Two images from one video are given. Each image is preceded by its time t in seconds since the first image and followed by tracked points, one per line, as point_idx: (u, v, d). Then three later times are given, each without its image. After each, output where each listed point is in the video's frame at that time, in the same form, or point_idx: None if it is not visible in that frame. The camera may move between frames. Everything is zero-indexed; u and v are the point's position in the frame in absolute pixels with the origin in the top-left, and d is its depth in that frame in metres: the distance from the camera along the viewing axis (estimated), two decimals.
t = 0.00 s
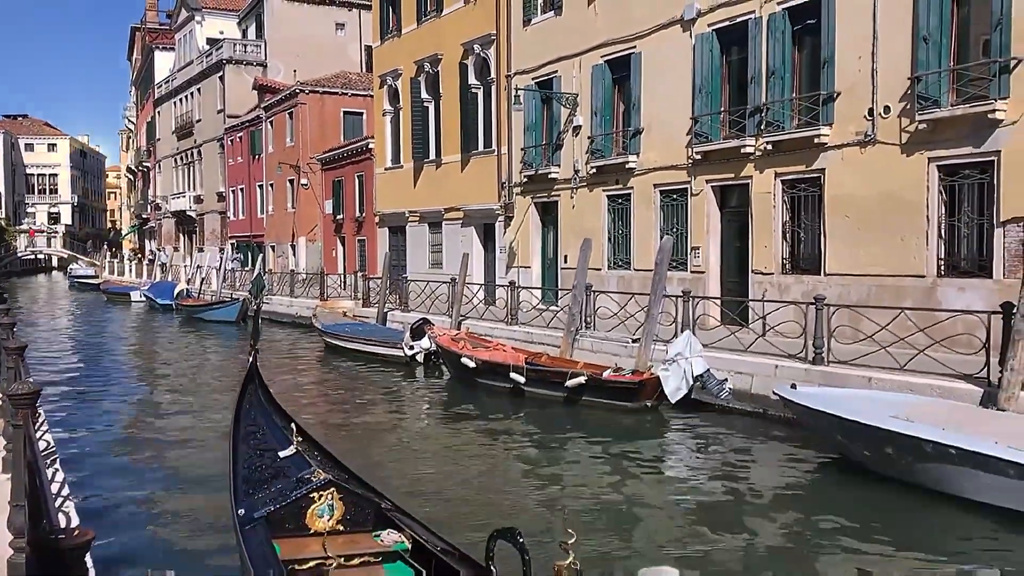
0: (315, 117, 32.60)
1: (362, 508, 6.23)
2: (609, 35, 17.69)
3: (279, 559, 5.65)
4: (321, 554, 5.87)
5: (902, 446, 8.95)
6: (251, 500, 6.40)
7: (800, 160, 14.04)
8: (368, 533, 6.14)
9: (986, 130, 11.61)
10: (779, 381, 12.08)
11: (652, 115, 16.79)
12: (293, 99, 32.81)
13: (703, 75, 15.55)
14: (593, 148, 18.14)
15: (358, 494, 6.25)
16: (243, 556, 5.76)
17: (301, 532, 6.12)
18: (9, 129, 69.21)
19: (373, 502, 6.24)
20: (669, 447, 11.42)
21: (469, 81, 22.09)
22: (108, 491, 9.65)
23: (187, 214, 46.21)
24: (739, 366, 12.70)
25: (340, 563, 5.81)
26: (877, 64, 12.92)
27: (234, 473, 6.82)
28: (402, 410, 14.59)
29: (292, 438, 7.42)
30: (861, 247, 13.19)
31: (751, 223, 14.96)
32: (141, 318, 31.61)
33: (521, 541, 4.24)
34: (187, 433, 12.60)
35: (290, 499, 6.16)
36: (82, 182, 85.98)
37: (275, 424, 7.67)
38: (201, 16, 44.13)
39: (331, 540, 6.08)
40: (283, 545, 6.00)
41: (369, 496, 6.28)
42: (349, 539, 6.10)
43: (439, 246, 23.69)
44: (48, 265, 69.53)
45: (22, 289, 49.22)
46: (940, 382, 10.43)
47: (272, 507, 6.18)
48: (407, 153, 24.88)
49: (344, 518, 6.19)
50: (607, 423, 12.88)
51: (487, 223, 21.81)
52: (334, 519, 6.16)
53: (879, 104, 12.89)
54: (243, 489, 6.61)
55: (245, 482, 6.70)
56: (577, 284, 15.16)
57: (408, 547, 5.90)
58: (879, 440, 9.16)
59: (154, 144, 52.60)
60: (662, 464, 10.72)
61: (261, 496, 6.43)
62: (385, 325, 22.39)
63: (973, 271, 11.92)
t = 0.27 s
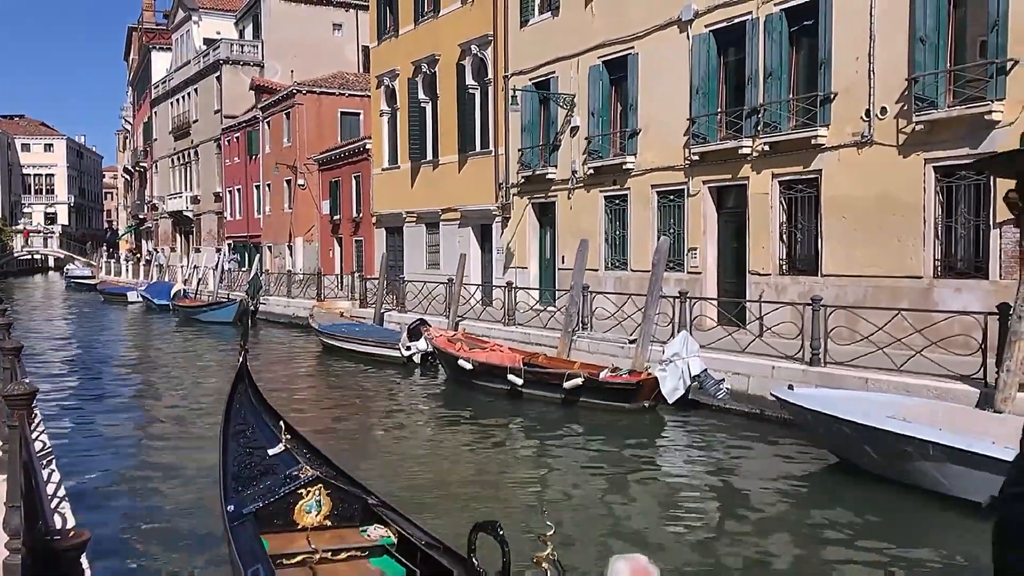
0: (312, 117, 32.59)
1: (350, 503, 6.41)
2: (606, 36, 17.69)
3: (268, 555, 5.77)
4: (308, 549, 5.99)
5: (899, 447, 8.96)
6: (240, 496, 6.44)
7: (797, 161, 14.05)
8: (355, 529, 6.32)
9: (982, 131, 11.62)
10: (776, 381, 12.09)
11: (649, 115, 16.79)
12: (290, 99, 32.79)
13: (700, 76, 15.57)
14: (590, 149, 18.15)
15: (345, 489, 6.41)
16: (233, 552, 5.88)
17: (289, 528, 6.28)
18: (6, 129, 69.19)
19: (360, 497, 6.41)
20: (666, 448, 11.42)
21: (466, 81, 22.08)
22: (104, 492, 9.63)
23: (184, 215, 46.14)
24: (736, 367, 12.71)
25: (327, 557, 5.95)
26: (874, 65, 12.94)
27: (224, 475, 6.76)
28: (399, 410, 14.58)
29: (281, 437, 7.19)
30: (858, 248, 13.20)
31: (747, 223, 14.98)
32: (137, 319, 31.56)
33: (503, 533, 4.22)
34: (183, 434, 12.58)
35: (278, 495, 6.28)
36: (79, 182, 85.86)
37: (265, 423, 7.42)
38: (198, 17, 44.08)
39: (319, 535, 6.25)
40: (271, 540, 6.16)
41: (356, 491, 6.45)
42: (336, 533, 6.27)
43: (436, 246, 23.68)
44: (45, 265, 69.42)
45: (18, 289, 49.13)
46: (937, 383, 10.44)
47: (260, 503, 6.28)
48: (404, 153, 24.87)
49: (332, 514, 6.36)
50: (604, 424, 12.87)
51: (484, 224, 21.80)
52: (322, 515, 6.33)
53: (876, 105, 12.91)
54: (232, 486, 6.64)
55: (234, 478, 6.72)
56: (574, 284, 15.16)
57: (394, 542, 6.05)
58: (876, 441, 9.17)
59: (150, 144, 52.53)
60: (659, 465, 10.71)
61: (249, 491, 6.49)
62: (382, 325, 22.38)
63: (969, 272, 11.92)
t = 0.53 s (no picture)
0: (310, 117, 32.56)
1: (338, 496, 6.43)
2: (604, 36, 17.70)
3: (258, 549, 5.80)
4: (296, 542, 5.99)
5: (901, 447, 8.96)
6: (230, 491, 6.46)
7: (796, 161, 14.05)
8: (344, 523, 6.37)
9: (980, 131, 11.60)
10: (774, 381, 12.08)
11: (647, 115, 16.79)
12: (289, 99, 32.78)
13: (699, 76, 15.58)
14: (588, 149, 18.16)
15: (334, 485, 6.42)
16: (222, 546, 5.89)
17: (279, 522, 6.27)
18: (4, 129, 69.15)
19: (348, 492, 6.45)
20: (664, 448, 11.41)
21: (464, 81, 22.08)
22: (101, 492, 9.62)
23: (182, 215, 46.12)
24: (735, 366, 12.70)
25: (316, 550, 5.99)
26: (872, 66, 12.92)
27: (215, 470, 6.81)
28: (397, 411, 14.57)
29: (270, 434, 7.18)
30: (857, 247, 13.18)
31: (745, 224, 14.99)
32: (135, 319, 31.53)
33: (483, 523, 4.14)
34: (180, 434, 12.56)
35: (268, 490, 6.26)
36: (77, 182, 85.79)
37: (257, 421, 7.46)
38: (196, 16, 44.05)
39: (309, 529, 6.27)
40: (261, 534, 6.12)
41: (344, 486, 6.48)
42: (325, 527, 6.32)
43: (435, 246, 23.66)
44: (42, 265, 69.34)
45: (16, 289, 49.11)
46: (934, 383, 10.45)
47: (249, 498, 6.27)
48: (403, 153, 24.87)
49: (320, 508, 6.39)
50: (603, 424, 12.86)
51: (482, 223, 21.80)
52: (311, 509, 6.36)
53: (874, 105, 12.91)
54: (223, 483, 6.64)
55: (224, 475, 6.73)
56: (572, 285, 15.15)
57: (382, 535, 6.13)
58: (875, 442, 9.17)
59: (148, 144, 52.56)
60: (658, 465, 10.71)
61: (240, 487, 6.46)
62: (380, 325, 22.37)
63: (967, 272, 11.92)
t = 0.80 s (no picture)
0: (310, 116, 32.56)
1: (326, 489, 6.71)
2: (603, 35, 17.70)
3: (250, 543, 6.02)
4: (284, 534, 6.23)
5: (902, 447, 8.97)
6: (222, 485, 6.69)
7: (794, 160, 14.06)
8: (333, 514, 6.64)
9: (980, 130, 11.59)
10: (774, 381, 12.09)
11: (646, 114, 16.80)
12: (288, 98, 32.78)
13: (698, 76, 15.58)
14: (587, 148, 18.17)
15: (322, 478, 6.70)
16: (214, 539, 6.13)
17: (269, 514, 6.53)
18: (3, 128, 69.05)
19: (337, 483, 6.72)
20: (663, 447, 11.44)
21: (464, 80, 22.08)
22: (100, 491, 9.62)
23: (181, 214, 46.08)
24: (734, 365, 12.71)
25: (306, 541, 6.24)
26: (871, 65, 12.90)
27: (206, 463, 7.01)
28: (396, 410, 14.57)
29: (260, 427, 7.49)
30: (856, 247, 13.17)
31: (744, 224, 15.00)
32: (134, 318, 31.50)
33: (466, 514, 4.31)
34: (179, 433, 12.58)
35: (259, 484, 6.53)
36: (76, 181, 85.65)
37: (247, 415, 7.70)
38: (195, 15, 44.02)
39: (300, 520, 6.53)
40: (252, 527, 6.38)
41: (333, 479, 6.74)
42: (315, 518, 6.57)
43: (434, 246, 23.66)
44: (42, 264, 69.32)
45: (15, 288, 49.04)
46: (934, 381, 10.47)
47: (239, 492, 6.51)
48: (402, 152, 24.87)
49: (310, 500, 6.66)
50: (602, 423, 12.88)
51: (481, 223, 21.80)
52: (301, 502, 6.61)
53: (872, 104, 12.90)
54: (214, 476, 6.86)
55: (215, 468, 6.94)
56: (571, 284, 15.15)
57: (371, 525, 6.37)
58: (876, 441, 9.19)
59: (147, 143, 52.51)
60: (657, 463, 10.74)
61: (232, 481, 6.71)
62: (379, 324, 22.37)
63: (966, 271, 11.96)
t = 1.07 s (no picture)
0: (310, 114, 32.55)
1: (318, 480, 6.89)
2: (604, 34, 17.69)
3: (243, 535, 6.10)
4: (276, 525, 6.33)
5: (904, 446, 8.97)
6: (216, 477, 6.89)
7: (794, 159, 14.06)
8: (325, 505, 6.79)
9: (980, 128, 11.58)
10: (774, 379, 12.07)
11: (646, 113, 16.80)
12: (288, 96, 32.77)
13: (698, 74, 15.57)
14: (588, 146, 18.17)
15: (314, 470, 6.89)
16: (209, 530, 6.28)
17: (262, 506, 6.69)
18: (3, 127, 69.01)
19: (328, 474, 6.90)
20: (664, 446, 11.43)
21: (464, 78, 22.07)
22: (100, 489, 9.63)
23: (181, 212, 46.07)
24: (734, 364, 12.70)
25: (299, 531, 6.33)
26: (871, 63, 12.92)
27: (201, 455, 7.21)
28: (396, 408, 14.58)
29: (251, 420, 7.69)
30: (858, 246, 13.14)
31: (745, 222, 14.99)
32: (135, 316, 31.50)
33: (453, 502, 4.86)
34: (180, 431, 12.58)
35: (251, 477, 6.74)
36: (76, 180, 85.59)
37: (240, 410, 7.89)
38: (195, 14, 44.00)
39: (292, 511, 6.67)
40: (244, 518, 6.53)
41: (324, 470, 6.93)
42: (307, 509, 6.73)
43: (434, 244, 23.65)
44: (42, 262, 69.30)
45: (16, 287, 49.02)
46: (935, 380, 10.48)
47: (233, 485, 6.72)
48: (402, 151, 24.86)
49: (302, 492, 6.83)
50: (602, 422, 12.87)
51: (481, 221, 21.79)
52: (293, 493, 6.76)
53: (873, 103, 12.90)
54: (209, 469, 7.05)
55: (209, 460, 7.14)
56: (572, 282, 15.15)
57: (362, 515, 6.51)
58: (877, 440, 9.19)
59: (148, 141, 52.49)
60: (657, 462, 10.75)
61: (225, 474, 6.91)
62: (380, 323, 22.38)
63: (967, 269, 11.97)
